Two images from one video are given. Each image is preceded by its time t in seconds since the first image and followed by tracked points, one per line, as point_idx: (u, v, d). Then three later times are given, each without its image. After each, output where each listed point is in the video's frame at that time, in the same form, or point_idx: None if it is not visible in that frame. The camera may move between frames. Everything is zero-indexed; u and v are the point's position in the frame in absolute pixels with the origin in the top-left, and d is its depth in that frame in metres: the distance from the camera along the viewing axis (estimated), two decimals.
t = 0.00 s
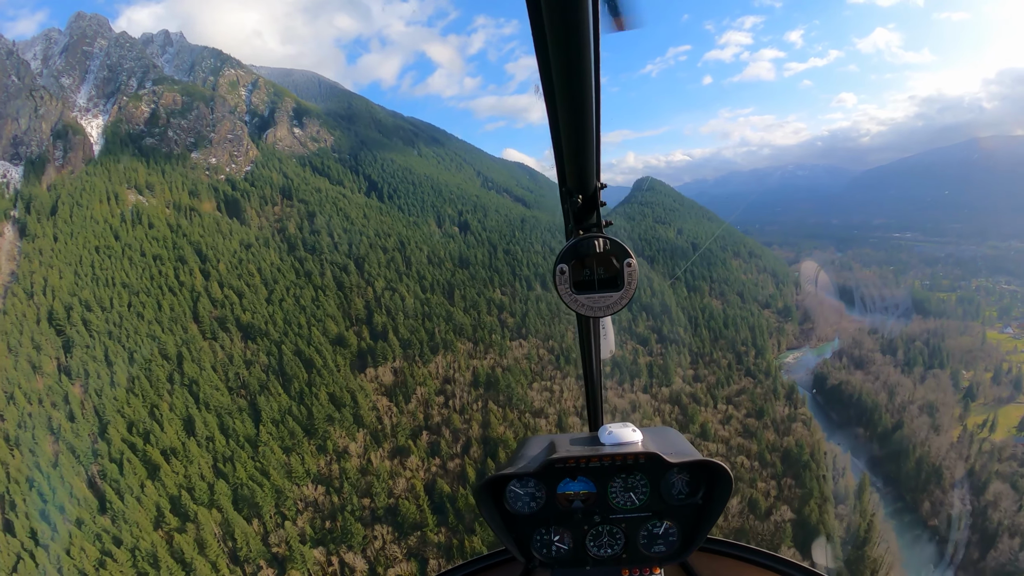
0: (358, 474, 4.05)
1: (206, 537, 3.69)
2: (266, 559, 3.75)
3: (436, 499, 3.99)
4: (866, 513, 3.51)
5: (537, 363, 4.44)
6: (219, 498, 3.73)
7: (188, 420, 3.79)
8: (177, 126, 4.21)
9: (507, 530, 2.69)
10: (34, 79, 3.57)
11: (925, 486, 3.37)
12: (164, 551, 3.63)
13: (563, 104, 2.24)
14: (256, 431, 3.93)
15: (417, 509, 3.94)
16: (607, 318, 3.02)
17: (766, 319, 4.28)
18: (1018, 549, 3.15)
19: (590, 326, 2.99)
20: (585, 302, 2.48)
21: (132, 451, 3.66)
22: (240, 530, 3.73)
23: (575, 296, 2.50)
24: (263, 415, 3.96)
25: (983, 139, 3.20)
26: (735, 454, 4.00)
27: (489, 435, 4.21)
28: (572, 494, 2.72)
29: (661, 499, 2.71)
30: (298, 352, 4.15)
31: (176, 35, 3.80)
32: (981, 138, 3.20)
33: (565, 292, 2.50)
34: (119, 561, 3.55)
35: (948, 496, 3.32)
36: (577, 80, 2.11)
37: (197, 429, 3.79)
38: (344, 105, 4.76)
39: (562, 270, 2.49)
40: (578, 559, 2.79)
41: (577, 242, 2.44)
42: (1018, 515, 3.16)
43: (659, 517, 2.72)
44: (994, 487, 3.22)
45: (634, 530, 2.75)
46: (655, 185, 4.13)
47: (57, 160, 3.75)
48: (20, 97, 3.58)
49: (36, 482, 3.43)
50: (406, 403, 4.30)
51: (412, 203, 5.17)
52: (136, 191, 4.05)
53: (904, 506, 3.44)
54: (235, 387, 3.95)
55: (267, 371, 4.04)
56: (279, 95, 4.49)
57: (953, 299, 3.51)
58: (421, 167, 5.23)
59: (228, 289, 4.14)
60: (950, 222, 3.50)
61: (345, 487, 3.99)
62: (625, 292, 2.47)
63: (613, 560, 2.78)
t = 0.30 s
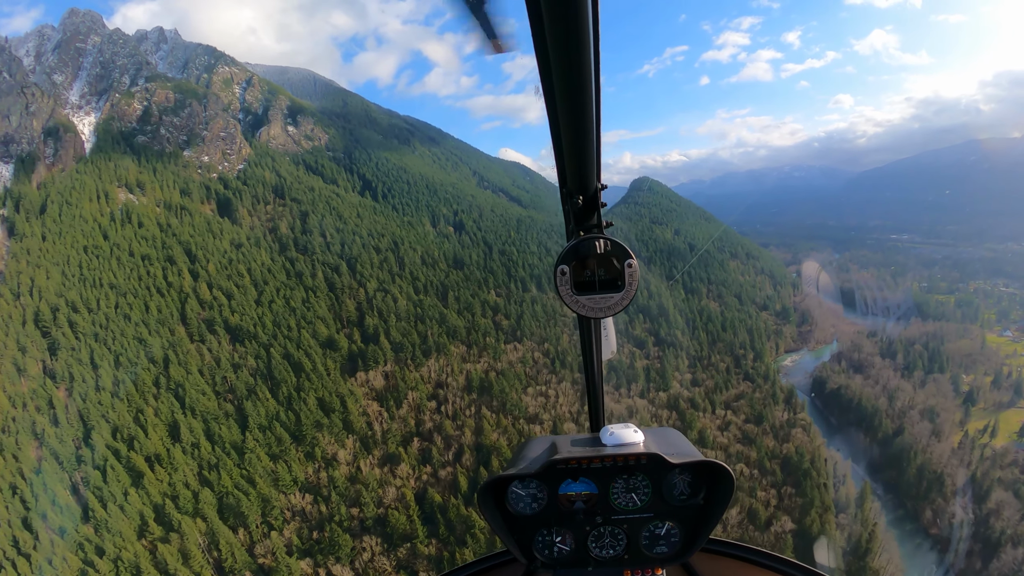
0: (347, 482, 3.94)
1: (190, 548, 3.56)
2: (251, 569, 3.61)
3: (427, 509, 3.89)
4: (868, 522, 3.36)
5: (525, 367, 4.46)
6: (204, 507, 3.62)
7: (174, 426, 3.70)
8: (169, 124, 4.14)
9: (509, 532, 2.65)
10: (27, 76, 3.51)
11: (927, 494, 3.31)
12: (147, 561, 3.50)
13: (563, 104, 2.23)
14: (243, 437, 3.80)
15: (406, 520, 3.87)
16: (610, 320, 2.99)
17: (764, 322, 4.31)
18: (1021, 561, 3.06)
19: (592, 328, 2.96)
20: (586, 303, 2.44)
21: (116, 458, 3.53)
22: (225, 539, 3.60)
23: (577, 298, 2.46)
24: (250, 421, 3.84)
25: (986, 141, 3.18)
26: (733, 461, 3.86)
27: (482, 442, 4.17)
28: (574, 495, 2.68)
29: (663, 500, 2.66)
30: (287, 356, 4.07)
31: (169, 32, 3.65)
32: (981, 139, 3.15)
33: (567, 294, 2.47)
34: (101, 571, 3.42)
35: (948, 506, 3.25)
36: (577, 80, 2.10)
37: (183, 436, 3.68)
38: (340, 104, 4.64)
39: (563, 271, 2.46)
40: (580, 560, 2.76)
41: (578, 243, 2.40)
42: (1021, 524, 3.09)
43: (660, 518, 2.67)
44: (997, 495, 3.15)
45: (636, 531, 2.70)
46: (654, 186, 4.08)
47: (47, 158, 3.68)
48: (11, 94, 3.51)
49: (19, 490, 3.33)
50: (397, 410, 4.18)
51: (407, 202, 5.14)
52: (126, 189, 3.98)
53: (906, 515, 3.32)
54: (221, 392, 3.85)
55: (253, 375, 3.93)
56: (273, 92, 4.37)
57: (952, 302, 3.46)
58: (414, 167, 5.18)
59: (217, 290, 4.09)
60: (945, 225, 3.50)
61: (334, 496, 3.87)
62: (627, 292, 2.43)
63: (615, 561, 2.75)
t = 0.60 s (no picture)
0: (336, 491, 3.89)
1: (174, 559, 3.50)
2: None
3: (417, 519, 3.90)
4: (870, 532, 3.39)
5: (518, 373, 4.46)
6: (188, 516, 3.58)
7: (159, 431, 3.64)
8: (162, 121, 4.10)
9: (507, 533, 2.62)
10: (18, 73, 3.51)
11: (929, 502, 3.31)
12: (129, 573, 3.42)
13: (562, 104, 2.22)
14: (229, 444, 3.72)
15: (396, 532, 3.85)
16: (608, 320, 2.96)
17: (762, 324, 4.23)
18: None
19: (591, 328, 2.93)
20: (584, 304, 2.40)
21: (100, 464, 3.48)
22: (209, 548, 3.57)
23: (575, 299, 2.41)
24: (236, 427, 3.77)
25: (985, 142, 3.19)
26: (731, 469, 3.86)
27: (474, 449, 4.12)
28: (572, 496, 2.65)
29: (662, 501, 2.63)
30: (275, 360, 4.00)
31: (164, 28, 3.62)
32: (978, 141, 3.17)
33: (565, 294, 2.41)
34: None
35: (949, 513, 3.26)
36: (577, 80, 2.09)
37: (168, 442, 3.64)
38: (334, 103, 4.43)
39: (562, 272, 2.40)
40: (578, 561, 2.72)
41: (578, 244, 2.36)
42: None
43: (659, 520, 2.64)
44: (1000, 503, 3.14)
45: (634, 532, 2.67)
46: (654, 187, 4.11)
47: (37, 156, 3.65)
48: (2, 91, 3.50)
49: None
50: (387, 412, 4.14)
51: (402, 201, 5.08)
52: (117, 188, 3.91)
53: (905, 517, 3.36)
54: (209, 397, 3.76)
55: (240, 379, 3.86)
56: (268, 91, 4.27)
57: (950, 305, 3.44)
58: (411, 166, 5.13)
59: (205, 292, 4.00)
60: (943, 226, 3.48)
61: (321, 505, 3.83)
62: (625, 294, 2.39)
63: (613, 562, 2.71)
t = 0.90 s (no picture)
0: (324, 500, 3.80)
1: (158, 570, 3.44)
2: None
3: (408, 530, 3.81)
4: (872, 542, 3.34)
5: (512, 377, 4.41)
6: (173, 526, 3.51)
7: (144, 437, 3.59)
8: (155, 119, 4.02)
9: (505, 535, 2.60)
10: (11, 71, 3.50)
11: (931, 510, 3.28)
12: None
13: (562, 106, 2.17)
14: (215, 449, 3.69)
15: (386, 543, 3.77)
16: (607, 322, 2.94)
17: (761, 327, 4.19)
18: None
19: (590, 331, 2.91)
20: (584, 306, 2.35)
21: (83, 471, 3.39)
22: (194, 559, 3.50)
23: (575, 301, 2.36)
24: (223, 434, 3.73)
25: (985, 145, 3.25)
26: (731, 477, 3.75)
27: (468, 457, 4.10)
28: (570, 499, 2.60)
29: (660, 504, 2.59)
30: (265, 364, 3.93)
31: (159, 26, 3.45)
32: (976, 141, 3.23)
33: (564, 296, 2.36)
34: None
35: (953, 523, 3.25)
36: (577, 82, 2.05)
37: (153, 448, 3.60)
38: (330, 101, 4.25)
39: (561, 275, 2.37)
40: (577, 564, 2.68)
41: (577, 247, 2.33)
42: None
43: (658, 523, 2.61)
44: (1004, 512, 3.13)
45: (633, 535, 2.64)
46: (654, 188, 4.12)
47: (29, 154, 3.64)
48: None
49: None
50: (379, 418, 4.07)
51: (397, 201, 5.03)
52: (108, 186, 3.87)
53: (907, 524, 3.31)
54: (196, 402, 3.72)
55: (228, 384, 3.80)
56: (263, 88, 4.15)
57: (949, 307, 3.42)
58: (405, 164, 5.14)
59: (194, 293, 3.93)
60: (941, 228, 3.49)
61: (309, 516, 3.74)
62: (624, 297, 2.36)
63: (611, 565, 2.68)
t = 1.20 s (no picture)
0: (312, 510, 3.72)
1: None
2: None
3: (398, 542, 3.75)
4: (876, 553, 3.28)
5: (506, 383, 4.34)
6: (157, 537, 3.45)
7: (129, 444, 3.51)
8: (148, 117, 3.88)
9: (505, 535, 2.57)
10: (4, 67, 3.29)
11: (934, 518, 3.22)
12: None
13: (561, 106, 2.13)
14: (204, 457, 3.61)
15: (375, 556, 3.69)
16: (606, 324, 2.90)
17: (759, 330, 4.10)
18: None
19: (590, 333, 2.86)
20: (583, 307, 2.31)
21: (68, 480, 3.32)
22: (178, 570, 3.41)
23: (573, 301, 2.32)
24: (209, 441, 3.66)
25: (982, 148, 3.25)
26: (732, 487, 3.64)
27: (461, 466, 4.06)
28: (569, 499, 2.57)
29: (658, 505, 2.56)
30: (253, 368, 3.87)
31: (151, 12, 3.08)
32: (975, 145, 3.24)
33: (563, 297, 2.32)
34: None
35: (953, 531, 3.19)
36: (576, 83, 2.01)
37: (138, 457, 3.50)
38: (325, 99, 4.50)
39: (560, 275, 2.32)
40: (575, 564, 2.65)
41: (576, 247, 2.29)
42: None
43: (656, 524, 2.57)
44: (1007, 520, 3.10)
45: (631, 536, 2.60)
46: (653, 189, 4.05)
47: (20, 152, 3.52)
48: None
49: None
50: (370, 425, 4.01)
51: (392, 201, 4.97)
52: (98, 184, 3.75)
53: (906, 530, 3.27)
54: (182, 407, 3.66)
55: (215, 388, 3.74)
56: (258, 87, 4.18)
57: (949, 309, 3.43)
58: (401, 164, 5.10)
59: (184, 294, 3.89)
60: (939, 230, 3.52)
61: (297, 527, 3.68)
62: (624, 297, 2.32)
63: (610, 566, 2.65)
